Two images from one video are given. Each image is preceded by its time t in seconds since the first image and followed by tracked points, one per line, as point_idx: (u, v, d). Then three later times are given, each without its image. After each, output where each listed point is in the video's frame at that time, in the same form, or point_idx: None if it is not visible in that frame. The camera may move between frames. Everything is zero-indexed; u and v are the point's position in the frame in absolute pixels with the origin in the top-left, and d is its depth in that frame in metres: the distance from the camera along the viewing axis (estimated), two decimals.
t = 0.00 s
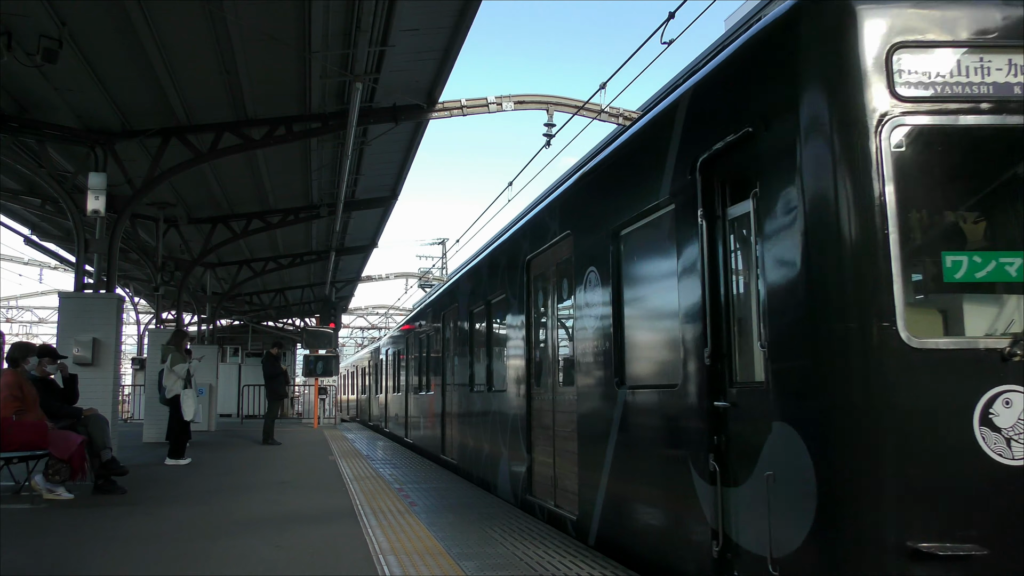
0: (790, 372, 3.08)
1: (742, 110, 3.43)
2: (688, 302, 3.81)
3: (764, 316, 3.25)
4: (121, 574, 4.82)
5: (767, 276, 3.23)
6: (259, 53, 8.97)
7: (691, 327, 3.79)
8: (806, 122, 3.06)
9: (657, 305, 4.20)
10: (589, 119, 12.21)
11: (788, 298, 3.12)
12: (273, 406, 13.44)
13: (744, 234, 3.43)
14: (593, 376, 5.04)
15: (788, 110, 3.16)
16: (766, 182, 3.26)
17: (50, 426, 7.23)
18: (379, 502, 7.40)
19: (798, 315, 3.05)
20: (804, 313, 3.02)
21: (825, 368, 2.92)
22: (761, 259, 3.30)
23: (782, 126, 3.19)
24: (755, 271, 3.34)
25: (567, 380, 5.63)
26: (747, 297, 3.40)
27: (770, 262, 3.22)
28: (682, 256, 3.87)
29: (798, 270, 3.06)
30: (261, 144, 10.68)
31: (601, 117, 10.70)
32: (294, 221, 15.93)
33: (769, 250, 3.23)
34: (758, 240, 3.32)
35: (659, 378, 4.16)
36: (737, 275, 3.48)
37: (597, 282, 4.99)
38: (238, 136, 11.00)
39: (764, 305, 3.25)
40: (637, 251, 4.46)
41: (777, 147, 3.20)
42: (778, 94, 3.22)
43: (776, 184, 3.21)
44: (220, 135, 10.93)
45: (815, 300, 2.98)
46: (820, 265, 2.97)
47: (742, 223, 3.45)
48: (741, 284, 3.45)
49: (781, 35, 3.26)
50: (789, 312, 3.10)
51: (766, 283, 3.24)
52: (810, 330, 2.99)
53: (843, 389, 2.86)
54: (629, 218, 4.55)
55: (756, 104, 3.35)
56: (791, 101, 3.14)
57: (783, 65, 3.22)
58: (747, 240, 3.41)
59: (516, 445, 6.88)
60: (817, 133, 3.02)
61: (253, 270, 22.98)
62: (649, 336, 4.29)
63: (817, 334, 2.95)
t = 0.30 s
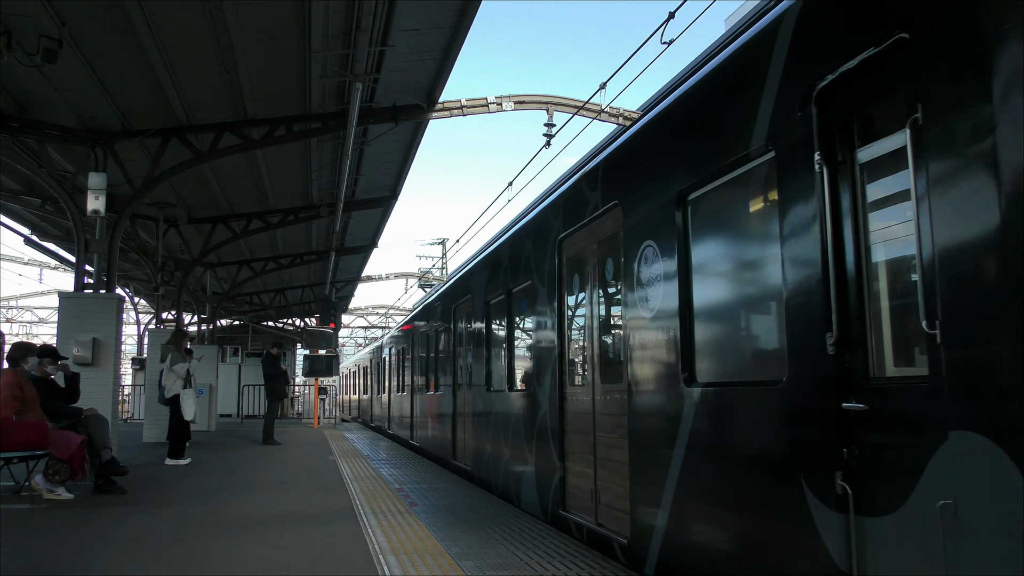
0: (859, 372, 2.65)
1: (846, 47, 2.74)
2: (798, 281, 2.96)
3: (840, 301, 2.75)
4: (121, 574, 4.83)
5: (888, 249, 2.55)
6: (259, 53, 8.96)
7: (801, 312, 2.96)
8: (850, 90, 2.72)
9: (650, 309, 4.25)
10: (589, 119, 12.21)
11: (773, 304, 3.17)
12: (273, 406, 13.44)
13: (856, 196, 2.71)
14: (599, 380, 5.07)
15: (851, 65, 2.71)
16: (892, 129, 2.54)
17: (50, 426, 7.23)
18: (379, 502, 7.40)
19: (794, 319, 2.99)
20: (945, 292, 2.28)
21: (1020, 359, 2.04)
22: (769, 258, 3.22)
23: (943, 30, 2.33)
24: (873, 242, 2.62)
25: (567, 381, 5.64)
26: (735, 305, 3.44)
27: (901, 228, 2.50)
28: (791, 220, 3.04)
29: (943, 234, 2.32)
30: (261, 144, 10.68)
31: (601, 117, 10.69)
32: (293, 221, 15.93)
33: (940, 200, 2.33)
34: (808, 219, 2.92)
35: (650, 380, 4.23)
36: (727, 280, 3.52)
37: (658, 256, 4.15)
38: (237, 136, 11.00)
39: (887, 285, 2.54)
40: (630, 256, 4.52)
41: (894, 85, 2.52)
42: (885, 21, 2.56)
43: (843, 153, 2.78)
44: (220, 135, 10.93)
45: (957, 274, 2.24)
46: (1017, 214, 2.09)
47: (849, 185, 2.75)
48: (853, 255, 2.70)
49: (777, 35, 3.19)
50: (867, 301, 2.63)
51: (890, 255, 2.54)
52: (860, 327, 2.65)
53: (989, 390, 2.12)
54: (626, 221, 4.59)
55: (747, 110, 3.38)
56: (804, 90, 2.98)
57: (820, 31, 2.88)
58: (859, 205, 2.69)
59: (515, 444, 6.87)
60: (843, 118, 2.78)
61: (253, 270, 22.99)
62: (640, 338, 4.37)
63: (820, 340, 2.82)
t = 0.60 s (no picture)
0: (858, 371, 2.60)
1: (861, 35, 2.65)
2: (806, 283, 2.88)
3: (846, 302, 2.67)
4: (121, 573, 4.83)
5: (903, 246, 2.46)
6: (259, 53, 8.96)
7: (940, 286, 2.32)
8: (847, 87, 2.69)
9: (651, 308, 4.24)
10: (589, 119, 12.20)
11: (760, 305, 3.12)
12: (273, 406, 13.44)
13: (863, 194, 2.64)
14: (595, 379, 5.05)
15: (857, 59, 2.65)
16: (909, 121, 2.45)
17: (50, 427, 7.21)
18: (379, 502, 7.40)
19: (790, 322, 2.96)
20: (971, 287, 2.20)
21: None
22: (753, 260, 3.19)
23: None
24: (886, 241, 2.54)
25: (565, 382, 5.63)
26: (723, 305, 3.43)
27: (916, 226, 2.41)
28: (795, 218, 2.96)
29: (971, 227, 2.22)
30: (261, 144, 10.68)
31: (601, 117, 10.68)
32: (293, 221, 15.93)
33: None
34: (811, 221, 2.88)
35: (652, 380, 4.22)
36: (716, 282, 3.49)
37: (742, 221, 3.30)
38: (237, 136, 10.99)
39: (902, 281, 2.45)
40: (632, 256, 4.52)
41: None
42: (909, 8, 2.46)
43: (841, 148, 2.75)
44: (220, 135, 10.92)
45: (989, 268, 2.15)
46: None
47: (859, 179, 2.66)
48: (863, 253, 2.63)
49: (780, 33, 3.15)
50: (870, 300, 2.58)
51: (906, 253, 2.44)
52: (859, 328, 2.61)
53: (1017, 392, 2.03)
54: (629, 220, 4.57)
55: (747, 107, 3.35)
56: (803, 89, 2.95)
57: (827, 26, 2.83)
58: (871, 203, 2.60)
59: (515, 445, 6.86)
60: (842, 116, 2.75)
61: (253, 270, 22.98)
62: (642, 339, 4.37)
63: (820, 339, 2.78)
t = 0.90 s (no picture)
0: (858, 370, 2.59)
1: (872, 36, 2.65)
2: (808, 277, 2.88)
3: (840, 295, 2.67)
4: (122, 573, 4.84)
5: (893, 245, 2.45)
6: (259, 53, 8.96)
7: None
8: (858, 87, 2.69)
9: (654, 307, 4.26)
10: (589, 118, 12.19)
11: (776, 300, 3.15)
12: (273, 406, 13.44)
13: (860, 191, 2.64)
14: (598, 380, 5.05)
15: (870, 59, 2.65)
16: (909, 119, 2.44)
17: (50, 427, 7.21)
18: (379, 502, 7.40)
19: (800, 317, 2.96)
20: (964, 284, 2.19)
21: None
22: (768, 257, 3.21)
23: None
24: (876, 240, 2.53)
25: (567, 382, 5.63)
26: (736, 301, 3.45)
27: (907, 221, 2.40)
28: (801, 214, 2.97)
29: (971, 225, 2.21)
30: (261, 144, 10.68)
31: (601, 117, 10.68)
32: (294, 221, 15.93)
33: None
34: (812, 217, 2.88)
35: (652, 380, 4.21)
36: (728, 279, 3.52)
37: (887, 167, 2.52)
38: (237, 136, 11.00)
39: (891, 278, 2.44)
40: (631, 257, 4.51)
41: None
42: (899, 14, 2.53)
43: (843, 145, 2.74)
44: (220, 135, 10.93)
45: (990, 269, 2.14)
46: None
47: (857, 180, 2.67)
48: (998, 220, 2.13)
49: (784, 34, 3.15)
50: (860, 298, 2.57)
51: (982, 236, 2.18)
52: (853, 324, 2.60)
53: (1015, 393, 2.01)
54: (627, 220, 4.57)
55: (751, 107, 3.35)
56: (812, 89, 2.95)
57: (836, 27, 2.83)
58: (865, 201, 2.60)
59: (516, 445, 6.86)
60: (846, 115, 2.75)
61: (253, 270, 22.99)
62: (642, 339, 4.36)
63: (938, 326, 2.25)
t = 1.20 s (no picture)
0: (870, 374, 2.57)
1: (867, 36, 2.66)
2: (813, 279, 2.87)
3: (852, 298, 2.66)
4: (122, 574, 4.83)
5: (906, 246, 2.46)
6: (259, 53, 8.96)
7: None
8: (855, 86, 2.68)
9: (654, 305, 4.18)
10: (589, 119, 12.19)
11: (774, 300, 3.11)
12: (273, 407, 13.45)
13: (868, 190, 2.62)
14: (596, 381, 5.02)
15: (865, 54, 2.63)
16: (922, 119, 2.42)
17: (50, 427, 7.20)
18: (379, 502, 7.40)
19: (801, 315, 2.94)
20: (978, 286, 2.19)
21: None
22: (763, 257, 3.20)
23: None
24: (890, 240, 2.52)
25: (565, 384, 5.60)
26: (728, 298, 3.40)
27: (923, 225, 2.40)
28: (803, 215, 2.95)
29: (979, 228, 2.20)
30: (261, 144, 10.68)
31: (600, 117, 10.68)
32: (294, 221, 15.92)
33: None
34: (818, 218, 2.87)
35: (653, 379, 4.16)
36: (720, 280, 3.45)
37: None
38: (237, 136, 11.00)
39: (907, 280, 2.45)
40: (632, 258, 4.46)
41: None
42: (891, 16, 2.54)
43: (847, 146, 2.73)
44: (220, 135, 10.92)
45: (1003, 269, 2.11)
46: None
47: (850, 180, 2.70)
48: None
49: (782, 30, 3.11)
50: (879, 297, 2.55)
51: None
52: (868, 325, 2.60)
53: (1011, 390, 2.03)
54: (625, 219, 4.52)
55: (749, 105, 3.31)
56: (808, 88, 2.92)
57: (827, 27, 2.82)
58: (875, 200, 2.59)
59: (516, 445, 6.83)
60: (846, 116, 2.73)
61: (253, 270, 22.99)
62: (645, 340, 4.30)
63: None
